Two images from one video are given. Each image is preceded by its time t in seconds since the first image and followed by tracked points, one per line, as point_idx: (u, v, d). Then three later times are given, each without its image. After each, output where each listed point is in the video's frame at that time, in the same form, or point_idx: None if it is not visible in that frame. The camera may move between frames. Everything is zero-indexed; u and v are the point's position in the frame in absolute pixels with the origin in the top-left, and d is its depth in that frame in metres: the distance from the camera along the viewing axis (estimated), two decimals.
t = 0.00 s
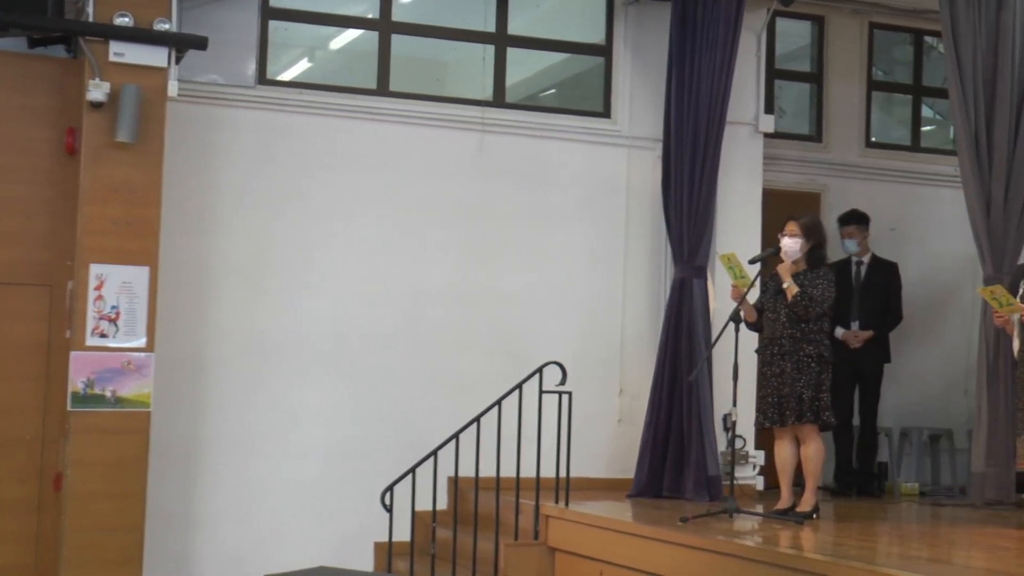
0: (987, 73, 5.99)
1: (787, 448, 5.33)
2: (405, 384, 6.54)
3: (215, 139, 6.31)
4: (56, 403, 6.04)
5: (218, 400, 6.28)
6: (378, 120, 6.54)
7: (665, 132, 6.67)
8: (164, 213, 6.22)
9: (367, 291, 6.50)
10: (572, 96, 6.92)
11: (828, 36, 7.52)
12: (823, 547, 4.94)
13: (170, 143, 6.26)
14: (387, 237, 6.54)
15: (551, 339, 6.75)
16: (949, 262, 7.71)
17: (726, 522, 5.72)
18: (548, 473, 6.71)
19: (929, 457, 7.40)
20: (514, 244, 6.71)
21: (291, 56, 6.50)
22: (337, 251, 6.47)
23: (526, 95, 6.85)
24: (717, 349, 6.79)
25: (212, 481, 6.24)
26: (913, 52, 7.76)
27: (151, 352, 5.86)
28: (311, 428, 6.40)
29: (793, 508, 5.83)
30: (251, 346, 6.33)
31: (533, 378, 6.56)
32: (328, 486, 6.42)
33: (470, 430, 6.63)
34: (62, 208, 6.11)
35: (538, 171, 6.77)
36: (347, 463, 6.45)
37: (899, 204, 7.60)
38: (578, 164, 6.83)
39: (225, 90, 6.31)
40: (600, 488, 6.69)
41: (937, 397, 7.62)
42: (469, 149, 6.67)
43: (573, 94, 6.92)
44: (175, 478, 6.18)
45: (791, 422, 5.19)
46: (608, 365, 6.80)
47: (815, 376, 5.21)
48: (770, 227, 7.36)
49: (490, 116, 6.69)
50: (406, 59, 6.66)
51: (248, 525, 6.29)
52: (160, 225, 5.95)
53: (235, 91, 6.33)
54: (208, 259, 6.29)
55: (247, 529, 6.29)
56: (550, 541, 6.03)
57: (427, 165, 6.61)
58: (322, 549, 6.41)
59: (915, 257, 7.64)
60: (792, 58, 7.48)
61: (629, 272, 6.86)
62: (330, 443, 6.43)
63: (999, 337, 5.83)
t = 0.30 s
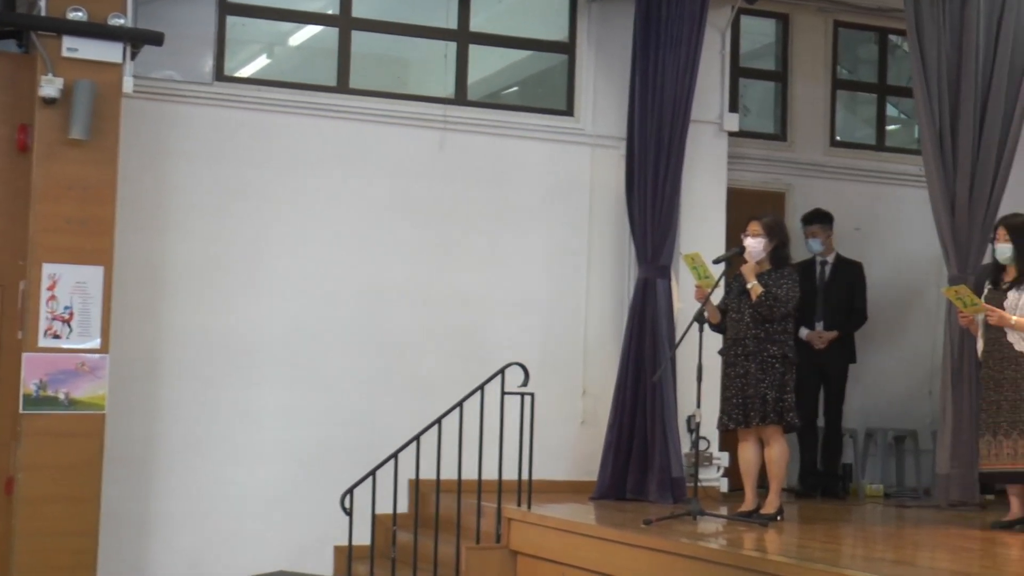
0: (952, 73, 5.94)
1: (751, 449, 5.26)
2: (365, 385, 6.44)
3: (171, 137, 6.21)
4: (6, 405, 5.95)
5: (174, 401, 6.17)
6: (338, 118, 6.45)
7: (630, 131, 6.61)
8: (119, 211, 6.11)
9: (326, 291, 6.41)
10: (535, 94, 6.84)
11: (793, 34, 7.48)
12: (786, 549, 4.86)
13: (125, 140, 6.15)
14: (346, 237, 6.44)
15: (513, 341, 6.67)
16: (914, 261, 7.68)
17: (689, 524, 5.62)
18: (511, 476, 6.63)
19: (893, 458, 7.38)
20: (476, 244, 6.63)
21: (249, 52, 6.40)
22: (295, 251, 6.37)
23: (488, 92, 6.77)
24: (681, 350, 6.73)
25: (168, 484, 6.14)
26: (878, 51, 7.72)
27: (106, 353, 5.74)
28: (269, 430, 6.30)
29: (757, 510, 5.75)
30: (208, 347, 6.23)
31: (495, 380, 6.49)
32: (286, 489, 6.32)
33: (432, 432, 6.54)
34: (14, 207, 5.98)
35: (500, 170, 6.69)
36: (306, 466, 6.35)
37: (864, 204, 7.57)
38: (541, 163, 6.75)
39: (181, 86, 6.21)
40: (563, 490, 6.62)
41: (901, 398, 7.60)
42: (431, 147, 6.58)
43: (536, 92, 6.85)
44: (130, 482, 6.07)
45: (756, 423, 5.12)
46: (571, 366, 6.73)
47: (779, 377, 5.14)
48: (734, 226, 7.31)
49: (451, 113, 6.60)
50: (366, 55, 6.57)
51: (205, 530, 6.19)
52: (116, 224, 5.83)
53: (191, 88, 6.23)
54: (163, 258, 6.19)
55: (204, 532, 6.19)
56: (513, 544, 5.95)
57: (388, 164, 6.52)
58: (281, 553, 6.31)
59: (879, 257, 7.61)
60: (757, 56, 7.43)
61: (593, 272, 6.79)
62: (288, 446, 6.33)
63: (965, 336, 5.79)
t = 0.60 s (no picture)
0: (925, 70, 5.87)
1: (723, 451, 5.18)
2: (333, 386, 6.36)
3: (136, 135, 6.11)
4: None
5: (139, 403, 6.06)
6: (305, 115, 6.37)
7: (601, 130, 6.55)
8: (83, 210, 6.01)
9: (294, 291, 6.33)
10: (505, 92, 6.78)
11: (766, 32, 7.44)
12: (760, 551, 4.77)
13: (88, 138, 6.05)
14: (314, 236, 6.36)
15: (484, 341, 6.60)
16: (887, 262, 7.65)
17: (662, 526, 5.52)
18: (481, 478, 6.55)
19: (867, 459, 7.34)
20: (446, 244, 6.55)
21: (215, 48, 6.31)
22: (262, 250, 6.29)
23: (458, 90, 6.70)
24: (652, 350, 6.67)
25: (133, 488, 6.03)
26: (851, 49, 7.69)
27: (69, 354, 5.64)
28: (236, 432, 6.21)
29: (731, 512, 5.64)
30: (174, 348, 6.13)
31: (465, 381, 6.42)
32: (254, 491, 6.23)
33: (401, 433, 6.46)
34: None
35: (470, 169, 6.62)
36: (274, 469, 6.26)
37: (837, 204, 7.54)
38: (511, 162, 6.68)
39: (146, 83, 6.12)
40: (534, 492, 6.54)
41: (875, 399, 7.55)
42: (399, 145, 6.51)
43: (506, 90, 6.78)
44: (94, 485, 5.97)
45: (728, 424, 5.03)
46: (542, 366, 6.66)
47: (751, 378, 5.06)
48: (706, 226, 7.26)
49: (420, 111, 6.54)
50: (334, 52, 6.50)
51: (170, 534, 6.09)
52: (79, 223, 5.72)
53: (156, 85, 6.14)
54: (128, 258, 6.09)
55: (170, 536, 6.09)
56: (483, 547, 5.86)
57: (356, 162, 6.44)
58: (247, 557, 6.21)
59: (852, 257, 7.57)
60: (729, 54, 7.37)
61: (564, 272, 6.72)
62: (255, 448, 6.24)
63: (938, 336, 5.73)
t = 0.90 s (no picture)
0: (907, 70, 5.81)
1: (703, 453, 5.09)
2: (309, 387, 6.27)
3: (109, 132, 6.02)
4: None
5: (112, 405, 5.96)
6: (281, 113, 6.29)
7: (581, 128, 6.48)
8: (55, 208, 5.92)
9: (269, 291, 6.24)
10: (484, 89, 6.71)
11: (748, 30, 7.38)
12: (741, 554, 4.69)
13: (60, 135, 5.94)
14: (290, 236, 6.28)
15: (462, 342, 6.52)
16: (870, 261, 7.60)
17: (643, 529, 5.43)
18: (459, 480, 6.47)
19: (849, 461, 7.28)
20: (424, 243, 6.47)
21: (190, 45, 6.23)
22: (236, 250, 6.20)
23: (436, 87, 6.63)
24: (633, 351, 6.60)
25: (105, 491, 5.93)
26: (833, 47, 7.64)
27: (41, 355, 5.53)
28: (210, 434, 6.11)
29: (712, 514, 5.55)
30: (148, 348, 6.03)
31: (444, 382, 6.34)
32: (228, 494, 6.14)
33: (378, 435, 6.38)
34: None
35: (448, 167, 6.54)
36: (249, 472, 6.17)
37: (819, 203, 7.50)
38: (490, 160, 6.61)
39: (120, 80, 6.02)
40: (514, 495, 6.46)
41: (857, 400, 7.50)
42: (377, 143, 6.43)
43: (485, 88, 6.71)
44: (66, 488, 5.87)
45: (708, 425, 4.95)
46: (521, 367, 6.59)
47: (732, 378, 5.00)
48: (687, 225, 7.20)
49: (398, 109, 6.46)
50: (311, 49, 6.42)
51: (143, 538, 5.99)
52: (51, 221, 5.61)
53: (130, 81, 6.04)
54: (101, 257, 5.99)
55: (143, 540, 5.99)
56: (462, 550, 5.76)
57: (333, 160, 6.36)
58: (222, 561, 6.12)
59: (834, 257, 7.51)
60: (710, 51, 7.31)
61: (544, 272, 6.64)
62: (230, 450, 6.14)
63: (920, 336, 5.68)
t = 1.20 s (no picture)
0: (891, 68, 5.75)
1: (686, 455, 5.01)
2: (287, 388, 6.19)
3: (83, 130, 5.93)
4: None
5: (86, 406, 5.87)
6: (258, 110, 6.21)
7: (563, 126, 6.42)
8: (28, 207, 5.83)
9: (247, 291, 6.15)
10: (464, 87, 6.64)
11: (731, 27, 7.33)
12: (723, 557, 4.61)
13: (33, 132, 5.86)
14: (268, 235, 6.20)
15: (442, 342, 6.44)
16: (854, 261, 7.55)
17: (625, 532, 5.32)
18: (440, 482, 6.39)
19: (832, 462, 7.22)
20: (403, 243, 6.40)
21: (165, 41, 6.15)
22: (213, 249, 6.11)
23: (416, 85, 6.56)
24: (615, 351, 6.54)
25: (79, 494, 5.85)
26: (817, 45, 7.59)
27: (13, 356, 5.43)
28: (186, 436, 6.03)
29: (694, 516, 5.47)
30: (122, 349, 5.94)
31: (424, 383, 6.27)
32: (205, 497, 6.05)
33: (357, 437, 6.30)
34: None
35: (428, 166, 6.46)
36: (226, 475, 6.08)
37: (802, 203, 7.45)
38: (470, 158, 6.53)
39: (94, 77, 5.94)
40: (495, 497, 6.39)
41: (840, 401, 7.45)
42: (355, 141, 6.36)
43: (466, 85, 6.64)
44: (39, 491, 5.77)
45: (689, 427, 4.88)
46: (502, 368, 6.52)
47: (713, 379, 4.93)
48: (669, 225, 7.15)
49: (378, 107, 6.39)
50: (288, 46, 6.34)
51: (118, 542, 5.90)
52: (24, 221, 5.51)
53: (104, 79, 5.96)
54: (75, 257, 5.90)
55: (119, 544, 5.90)
56: (442, 553, 5.68)
57: (311, 158, 6.29)
58: (199, 565, 6.03)
59: (817, 256, 7.47)
60: (692, 49, 7.26)
61: (525, 272, 6.57)
62: (206, 452, 6.05)
63: (903, 337, 5.62)
